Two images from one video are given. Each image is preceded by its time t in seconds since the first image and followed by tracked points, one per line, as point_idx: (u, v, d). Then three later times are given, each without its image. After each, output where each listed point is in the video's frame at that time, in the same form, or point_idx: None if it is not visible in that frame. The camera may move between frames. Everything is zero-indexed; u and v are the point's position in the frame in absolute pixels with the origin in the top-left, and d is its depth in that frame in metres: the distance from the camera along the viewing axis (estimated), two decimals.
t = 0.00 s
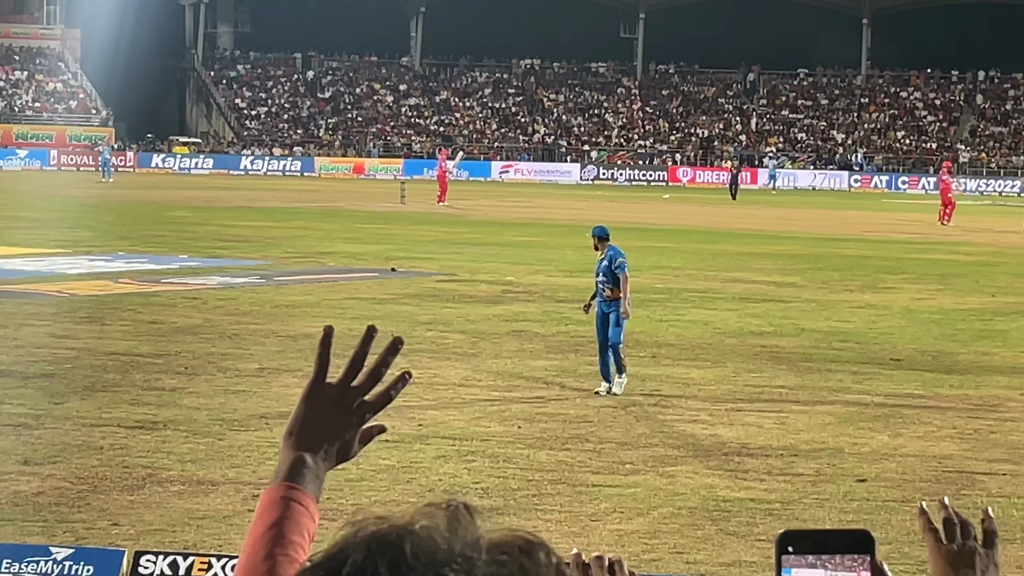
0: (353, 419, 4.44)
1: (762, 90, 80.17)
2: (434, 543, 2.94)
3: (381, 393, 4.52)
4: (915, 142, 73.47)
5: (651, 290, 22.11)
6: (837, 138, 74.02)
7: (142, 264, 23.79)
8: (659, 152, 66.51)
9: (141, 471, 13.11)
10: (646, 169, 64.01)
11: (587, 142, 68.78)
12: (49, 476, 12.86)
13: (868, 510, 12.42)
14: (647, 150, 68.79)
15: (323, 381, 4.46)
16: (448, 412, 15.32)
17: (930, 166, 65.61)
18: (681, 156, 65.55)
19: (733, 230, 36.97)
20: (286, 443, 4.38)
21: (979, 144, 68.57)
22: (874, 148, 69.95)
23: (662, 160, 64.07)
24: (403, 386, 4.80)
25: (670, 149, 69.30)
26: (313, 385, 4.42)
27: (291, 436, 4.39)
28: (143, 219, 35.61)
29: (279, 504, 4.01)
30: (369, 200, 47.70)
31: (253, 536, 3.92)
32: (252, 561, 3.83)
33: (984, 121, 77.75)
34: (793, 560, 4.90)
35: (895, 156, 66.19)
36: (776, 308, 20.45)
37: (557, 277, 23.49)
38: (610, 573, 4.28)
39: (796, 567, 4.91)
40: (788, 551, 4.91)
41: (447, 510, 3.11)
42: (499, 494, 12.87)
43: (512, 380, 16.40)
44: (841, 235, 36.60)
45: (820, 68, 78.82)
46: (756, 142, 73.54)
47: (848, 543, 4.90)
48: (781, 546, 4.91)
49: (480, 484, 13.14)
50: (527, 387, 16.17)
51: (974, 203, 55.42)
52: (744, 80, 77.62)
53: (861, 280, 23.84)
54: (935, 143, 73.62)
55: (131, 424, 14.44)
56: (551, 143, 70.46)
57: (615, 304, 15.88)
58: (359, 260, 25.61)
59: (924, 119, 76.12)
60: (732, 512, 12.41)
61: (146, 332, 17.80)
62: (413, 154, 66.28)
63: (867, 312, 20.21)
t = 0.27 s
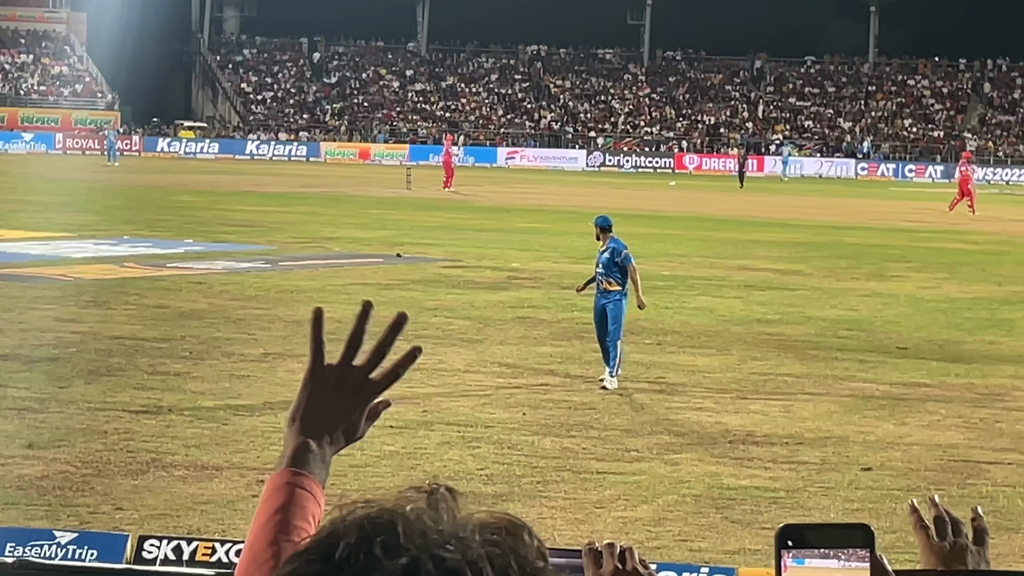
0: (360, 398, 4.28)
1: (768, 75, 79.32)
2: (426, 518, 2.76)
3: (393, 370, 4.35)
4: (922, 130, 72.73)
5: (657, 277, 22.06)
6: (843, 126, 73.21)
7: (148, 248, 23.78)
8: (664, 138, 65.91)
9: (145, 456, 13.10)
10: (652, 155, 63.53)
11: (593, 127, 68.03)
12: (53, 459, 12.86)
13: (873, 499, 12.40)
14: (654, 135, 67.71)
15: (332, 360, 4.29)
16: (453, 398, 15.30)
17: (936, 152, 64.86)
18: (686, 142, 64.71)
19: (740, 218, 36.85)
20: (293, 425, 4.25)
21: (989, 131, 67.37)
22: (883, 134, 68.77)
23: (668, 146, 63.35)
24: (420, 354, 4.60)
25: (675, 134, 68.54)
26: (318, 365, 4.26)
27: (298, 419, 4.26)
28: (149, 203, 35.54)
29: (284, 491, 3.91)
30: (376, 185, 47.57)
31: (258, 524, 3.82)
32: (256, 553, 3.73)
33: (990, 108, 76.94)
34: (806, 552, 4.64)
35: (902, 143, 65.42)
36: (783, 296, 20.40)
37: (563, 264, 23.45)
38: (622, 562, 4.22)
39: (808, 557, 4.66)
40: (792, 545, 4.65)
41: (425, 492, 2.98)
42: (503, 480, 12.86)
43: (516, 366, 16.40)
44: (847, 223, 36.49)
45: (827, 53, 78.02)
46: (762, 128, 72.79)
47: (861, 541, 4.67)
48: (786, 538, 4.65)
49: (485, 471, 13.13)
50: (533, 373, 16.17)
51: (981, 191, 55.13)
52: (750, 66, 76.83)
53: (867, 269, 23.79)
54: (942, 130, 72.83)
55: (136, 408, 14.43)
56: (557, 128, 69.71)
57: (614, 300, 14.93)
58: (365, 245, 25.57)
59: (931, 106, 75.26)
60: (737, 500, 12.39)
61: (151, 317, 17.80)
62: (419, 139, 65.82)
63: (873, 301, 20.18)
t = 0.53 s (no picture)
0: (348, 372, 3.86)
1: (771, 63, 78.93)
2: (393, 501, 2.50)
3: (380, 351, 3.93)
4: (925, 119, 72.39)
5: (658, 265, 22.06)
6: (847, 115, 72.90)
7: (150, 233, 23.79)
8: (667, 126, 65.62)
9: (147, 440, 13.11)
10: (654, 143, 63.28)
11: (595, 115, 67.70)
12: (55, 443, 12.88)
13: (873, 487, 12.42)
14: (657, 122, 67.92)
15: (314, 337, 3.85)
16: (454, 384, 15.31)
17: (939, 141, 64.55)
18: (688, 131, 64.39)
19: (741, 206, 36.82)
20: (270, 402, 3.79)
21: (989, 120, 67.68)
22: (885, 123, 69.08)
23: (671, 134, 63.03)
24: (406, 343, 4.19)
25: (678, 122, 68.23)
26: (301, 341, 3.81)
27: (274, 398, 3.80)
28: (151, 188, 35.58)
29: (262, 470, 3.46)
30: (378, 172, 47.48)
31: (234, 510, 3.38)
32: (231, 540, 3.29)
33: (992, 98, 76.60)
34: (820, 534, 4.78)
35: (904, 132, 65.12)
36: (784, 284, 20.42)
37: (565, 251, 23.45)
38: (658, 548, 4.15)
39: (824, 540, 4.78)
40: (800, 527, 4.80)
41: (374, 474, 2.74)
42: (504, 466, 12.87)
43: (518, 352, 16.42)
44: (848, 211, 36.55)
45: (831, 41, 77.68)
46: (766, 116, 72.46)
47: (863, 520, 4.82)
48: (789, 521, 4.81)
49: (486, 457, 13.14)
50: (535, 359, 16.21)
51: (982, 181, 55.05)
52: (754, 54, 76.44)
53: (869, 257, 23.79)
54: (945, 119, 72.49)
55: (137, 393, 14.44)
56: (559, 116, 69.37)
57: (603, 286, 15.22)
58: (366, 232, 25.56)
59: (934, 96, 74.88)
60: (738, 488, 12.41)
61: (153, 301, 17.80)
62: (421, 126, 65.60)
63: (875, 289, 20.20)
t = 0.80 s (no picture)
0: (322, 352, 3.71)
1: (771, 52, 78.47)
2: (397, 489, 2.48)
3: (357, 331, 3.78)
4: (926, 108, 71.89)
5: (658, 253, 22.05)
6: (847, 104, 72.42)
7: (150, 219, 23.78)
8: (668, 113, 65.24)
9: (147, 426, 13.13)
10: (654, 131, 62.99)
11: (595, 102, 67.28)
12: (54, 429, 12.89)
13: (872, 476, 12.45)
14: (657, 110, 67.91)
15: (292, 318, 3.68)
16: (454, 371, 15.33)
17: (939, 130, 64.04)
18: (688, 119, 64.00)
19: (741, 195, 36.74)
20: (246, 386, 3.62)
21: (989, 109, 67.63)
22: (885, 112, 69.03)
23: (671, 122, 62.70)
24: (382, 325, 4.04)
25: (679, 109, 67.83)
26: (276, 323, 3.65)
27: (252, 378, 3.62)
28: (151, 173, 35.59)
29: (242, 451, 3.31)
30: (378, 158, 47.40)
31: (216, 498, 3.23)
32: (214, 534, 3.16)
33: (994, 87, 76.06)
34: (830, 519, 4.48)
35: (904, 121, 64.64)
36: (784, 273, 20.41)
37: (565, 239, 23.43)
38: (645, 550, 3.94)
39: (835, 528, 4.51)
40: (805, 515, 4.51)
41: (374, 464, 2.72)
42: (504, 454, 12.89)
43: (518, 340, 16.43)
44: (848, 200, 36.55)
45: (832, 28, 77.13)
46: (766, 104, 72.01)
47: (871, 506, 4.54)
48: (791, 509, 4.52)
49: (486, 444, 13.16)
50: (534, 347, 16.22)
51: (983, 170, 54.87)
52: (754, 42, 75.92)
53: (869, 246, 23.77)
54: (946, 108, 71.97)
55: (136, 378, 14.45)
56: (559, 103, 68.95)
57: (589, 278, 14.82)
58: (366, 218, 25.54)
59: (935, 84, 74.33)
60: (737, 476, 12.43)
61: (153, 287, 17.81)
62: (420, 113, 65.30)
63: (875, 278, 20.21)
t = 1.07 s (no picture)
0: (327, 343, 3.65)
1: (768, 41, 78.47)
2: (429, 468, 2.43)
3: (361, 319, 3.72)
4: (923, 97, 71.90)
5: (656, 242, 22.06)
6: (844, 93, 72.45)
7: (147, 206, 23.76)
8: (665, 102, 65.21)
9: (143, 412, 13.13)
10: (652, 120, 62.98)
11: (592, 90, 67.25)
12: (51, 415, 12.89)
13: (869, 465, 12.47)
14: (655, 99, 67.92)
15: (297, 306, 3.61)
16: (451, 359, 15.34)
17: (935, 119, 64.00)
18: (686, 107, 63.96)
19: (738, 184, 36.75)
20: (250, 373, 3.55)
21: (987, 99, 67.71)
22: (882, 102, 69.11)
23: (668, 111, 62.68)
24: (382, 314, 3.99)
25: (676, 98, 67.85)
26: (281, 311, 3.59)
27: (256, 365, 3.56)
28: (147, 160, 35.55)
29: (249, 438, 3.25)
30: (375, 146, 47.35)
31: (222, 486, 3.18)
32: (220, 521, 3.11)
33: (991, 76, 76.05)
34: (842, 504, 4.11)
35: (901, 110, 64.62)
36: (781, 262, 20.42)
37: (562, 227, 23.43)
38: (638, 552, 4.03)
39: (841, 512, 4.14)
40: (813, 501, 4.12)
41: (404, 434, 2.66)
42: (501, 441, 12.90)
43: (515, 328, 16.45)
44: (845, 190, 36.58)
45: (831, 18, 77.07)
46: (763, 93, 72.01)
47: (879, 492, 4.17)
48: (800, 494, 4.12)
49: (483, 432, 13.17)
50: (531, 335, 16.23)
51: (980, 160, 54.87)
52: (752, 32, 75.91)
53: (866, 236, 23.79)
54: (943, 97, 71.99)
55: (133, 365, 14.45)
56: (556, 90, 68.91)
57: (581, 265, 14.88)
58: (363, 206, 25.52)
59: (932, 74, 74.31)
60: (734, 464, 12.46)
61: (150, 274, 17.80)
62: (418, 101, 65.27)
63: (871, 268, 20.22)
